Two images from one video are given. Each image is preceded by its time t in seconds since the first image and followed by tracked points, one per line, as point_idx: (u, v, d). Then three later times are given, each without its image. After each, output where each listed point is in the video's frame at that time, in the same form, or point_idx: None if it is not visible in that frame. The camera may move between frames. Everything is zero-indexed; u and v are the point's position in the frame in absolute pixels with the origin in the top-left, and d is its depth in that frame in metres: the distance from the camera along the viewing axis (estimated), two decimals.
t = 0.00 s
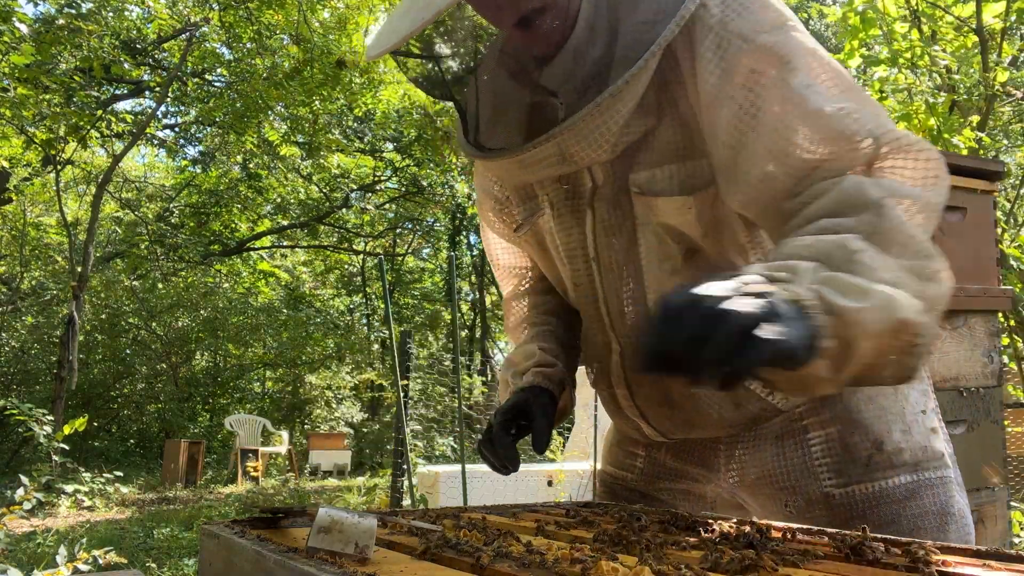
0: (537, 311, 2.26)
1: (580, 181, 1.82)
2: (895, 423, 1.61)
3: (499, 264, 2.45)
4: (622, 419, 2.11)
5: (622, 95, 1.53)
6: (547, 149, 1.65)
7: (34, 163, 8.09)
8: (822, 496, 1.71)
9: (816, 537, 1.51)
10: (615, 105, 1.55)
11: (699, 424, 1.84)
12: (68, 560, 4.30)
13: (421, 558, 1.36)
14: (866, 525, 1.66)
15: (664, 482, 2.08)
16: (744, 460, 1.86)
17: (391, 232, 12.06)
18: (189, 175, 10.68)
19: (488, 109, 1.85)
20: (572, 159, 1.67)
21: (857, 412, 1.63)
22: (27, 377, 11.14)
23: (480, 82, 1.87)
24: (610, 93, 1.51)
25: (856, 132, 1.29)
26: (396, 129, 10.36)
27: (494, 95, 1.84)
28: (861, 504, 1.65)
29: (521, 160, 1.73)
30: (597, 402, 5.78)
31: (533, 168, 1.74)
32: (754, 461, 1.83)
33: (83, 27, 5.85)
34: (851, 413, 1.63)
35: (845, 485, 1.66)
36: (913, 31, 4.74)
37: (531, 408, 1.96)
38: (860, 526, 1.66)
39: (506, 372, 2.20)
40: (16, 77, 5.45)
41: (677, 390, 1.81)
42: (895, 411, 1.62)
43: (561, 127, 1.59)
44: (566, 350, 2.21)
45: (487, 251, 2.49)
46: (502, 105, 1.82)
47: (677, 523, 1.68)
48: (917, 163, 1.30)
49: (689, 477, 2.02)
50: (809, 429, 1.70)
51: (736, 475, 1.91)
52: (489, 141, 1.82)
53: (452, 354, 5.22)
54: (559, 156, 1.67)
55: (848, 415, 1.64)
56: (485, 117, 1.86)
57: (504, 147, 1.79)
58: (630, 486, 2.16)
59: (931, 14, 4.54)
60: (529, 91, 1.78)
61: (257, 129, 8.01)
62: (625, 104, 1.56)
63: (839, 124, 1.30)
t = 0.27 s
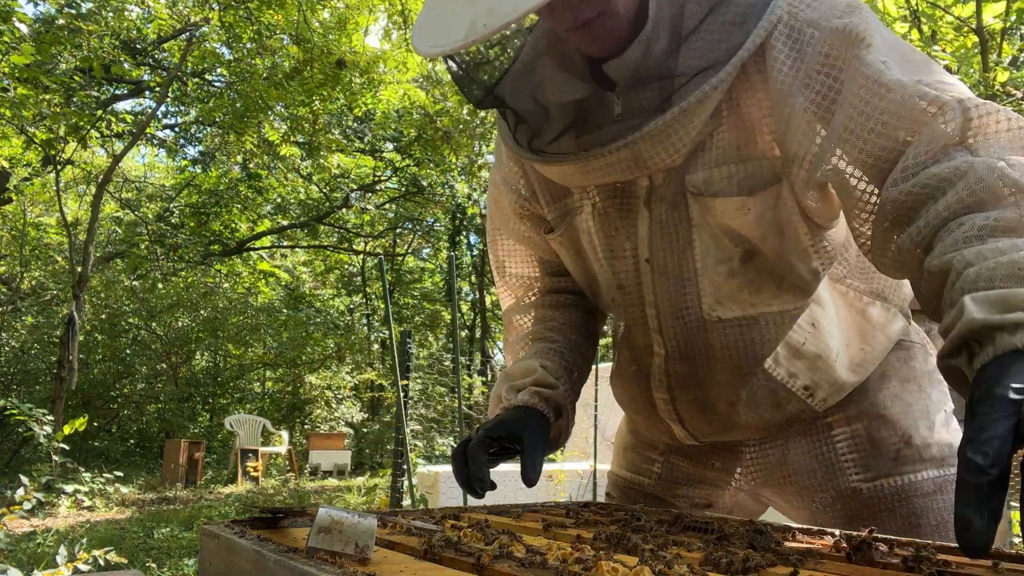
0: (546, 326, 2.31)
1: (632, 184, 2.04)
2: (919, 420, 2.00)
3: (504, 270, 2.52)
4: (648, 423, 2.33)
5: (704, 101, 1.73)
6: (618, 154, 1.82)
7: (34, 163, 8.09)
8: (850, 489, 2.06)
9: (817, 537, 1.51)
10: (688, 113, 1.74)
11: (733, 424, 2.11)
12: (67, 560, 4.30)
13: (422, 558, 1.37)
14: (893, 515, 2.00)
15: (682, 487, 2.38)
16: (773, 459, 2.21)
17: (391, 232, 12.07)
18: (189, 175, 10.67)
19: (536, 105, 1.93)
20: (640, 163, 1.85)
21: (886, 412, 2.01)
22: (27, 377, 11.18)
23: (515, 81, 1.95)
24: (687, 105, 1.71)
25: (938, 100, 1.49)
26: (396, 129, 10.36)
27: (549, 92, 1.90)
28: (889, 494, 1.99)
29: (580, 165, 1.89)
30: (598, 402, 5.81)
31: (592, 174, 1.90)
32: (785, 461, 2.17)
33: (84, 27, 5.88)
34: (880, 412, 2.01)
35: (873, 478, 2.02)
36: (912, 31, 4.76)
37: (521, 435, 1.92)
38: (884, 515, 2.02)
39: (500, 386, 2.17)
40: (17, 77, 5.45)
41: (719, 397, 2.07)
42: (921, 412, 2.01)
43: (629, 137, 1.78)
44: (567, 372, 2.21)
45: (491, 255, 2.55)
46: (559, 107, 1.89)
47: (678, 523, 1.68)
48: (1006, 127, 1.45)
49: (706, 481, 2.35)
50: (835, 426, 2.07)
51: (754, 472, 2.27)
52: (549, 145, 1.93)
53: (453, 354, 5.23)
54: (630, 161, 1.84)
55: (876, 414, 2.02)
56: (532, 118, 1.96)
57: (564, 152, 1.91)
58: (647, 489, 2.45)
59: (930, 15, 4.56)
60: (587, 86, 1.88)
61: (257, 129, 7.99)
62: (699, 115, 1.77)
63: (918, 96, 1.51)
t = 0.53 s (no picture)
0: (554, 326, 2.29)
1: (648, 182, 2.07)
2: (921, 420, 2.07)
3: (507, 257, 2.52)
4: (651, 424, 2.35)
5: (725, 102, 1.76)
6: (637, 149, 1.83)
7: (35, 163, 8.10)
8: (853, 489, 2.10)
9: (815, 537, 1.52)
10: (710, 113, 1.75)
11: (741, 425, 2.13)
12: (67, 560, 4.31)
13: (423, 558, 1.36)
14: (896, 513, 2.05)
15: (684, 487, 2.39)
16: (775, 459, 2.24)
17: (391, 232, 12.07)
18: (189, 175, 10.66)
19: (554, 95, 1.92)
20: (658, 159, 1.86)
21: (889, 412, 2.08)
22: (27, 378, 11.18)
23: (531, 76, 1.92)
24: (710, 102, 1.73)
25: (950, 111, 1.50)
26: (396, 129, 10.35)
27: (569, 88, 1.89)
28: (891, 493, 2.04)
29: (599, 158, 1.89)
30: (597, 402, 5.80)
31: (610, 167, 1.91)
32: (788, 462, 2.21)
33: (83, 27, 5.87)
34: (884, 412, 2.08)
35: (876, 478, 2.07)
36: (912, 31, 4.75)
37: (520, 440, 1.91)
38: (887, 513, 2.06)
39: (505, 385, 2.14)
40: (17, 77, 5.46)
41: (729, 400, 2.08)
42: (922, 413, 2.08)
43: (649, 130, 1.79)
44: (574, 376, 2.20)
45: (495, 249, 2.55)
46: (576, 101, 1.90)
47: (678, 524, 1.68)
48: (1017, 140, 1.46)
49: (709, 482, 2.37)
50: (837, 426, 2.12)
51: (757, 473, 2.32)
52: (565, 135, 1.93)
53: (453, 354, 5.23)
54: (646, 157, 1.85)
55: (880, 414, 2.08)
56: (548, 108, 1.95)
57: (582, 143, 1.92)
58: (648, 490, 2.45)
59: (930, 14, 4.56)
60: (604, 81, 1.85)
61: (256, 129, 7.97)
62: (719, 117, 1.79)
63: (928, 108, 1.53)
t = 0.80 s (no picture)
0: (561, 329, 2.27)
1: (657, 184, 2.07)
2: (921, 420, 2.08)
3: (514, 259, 2.52)
4: (653, 425, 2.34)
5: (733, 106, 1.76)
6: (648, 151, 1.83)
7: (34, 163, 8.09)
8: (854, 489, 2.10)
9: (816, 537, 1.52)
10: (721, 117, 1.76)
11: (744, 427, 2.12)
12: (67, 560, 4.30)
13: (423, 558, 1.36)
14: (896, 513, 2.05)
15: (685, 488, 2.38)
16: (777, 460, 2.24)
17: (391, 232, 12.07)
18: (189, 175, 10.65)
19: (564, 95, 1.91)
20: (668, 162, 1.86)
21: (890, 413, 2.08)
22: (27, 377, 11.18)
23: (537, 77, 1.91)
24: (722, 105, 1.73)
25: (942, 108, 1.51)
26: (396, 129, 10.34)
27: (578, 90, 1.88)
28: (892, 493, 2.04)
29: (609, 161, 1.90)
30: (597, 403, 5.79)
31: (620, 169, 1.91)
32: (790, 463, 2.21)
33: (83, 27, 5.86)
34: (885, 413, 2.09)
35: (876, 477, 2.07)
36: (912, 31, 4.75)
37: (524, 441, 1.93)
38: (888, 513, 2.06)
39: (512, 386, 2.14)
40: (17, 77, 5.46)
41: (735, 402, 2.08)
42: (922, 413, 2.09)
43: (662, 133, 1.79)
44: (582, 379, 2.18)
45: (504, 248, 2.56)
46: (586, 102, 1.90)
47: (677, 524, 1.68)
48: (1011, 136, 1.46)
49: (710, 482, 2.36)
50: (838, 427, 2.12)
51: (758, 474, 2.31)
52: (575, 137, 1.94)
53: (453, 354, 5.22)
54: (657, 160, 1.86)
55: (881, 414, 2.09)
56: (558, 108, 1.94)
57: (592, 145, 1.92)
58: (649, 491, 2.44)
59: (930, 14, 4.55)
60: (614, 84, 1.84)
61: (257, 129, 7.97)
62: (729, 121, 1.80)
63: (916, 107, 1.54)
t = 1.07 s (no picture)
0: (564, 330, 2.26)
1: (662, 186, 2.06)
2: (921, 420, 2.09)
3: (518, 258, 2.53)
4: (653, 425, 2.34)
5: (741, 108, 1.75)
6: (654, 153, 1.84)
7: (34, 163, 8.09)
8: (855, 488, 2.11)
9: (816, 537, 1.52)
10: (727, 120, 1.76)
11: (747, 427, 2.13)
12: (67, 560, 4.30)
13: (424, 558, 1.36)
14: (896, 512, 2.05)
15: (686, 488, 2.39)
16: (778, 459, 2.24)
17: (391, 232, 12.06)
18: (189, 175, 10.63)
19: (568, 93, 1.91)
20: (674, 164, 1.87)
21: (891, 413, 2.10)
22: (27, 378, 11.19)
23: (543, 73, 1.93)
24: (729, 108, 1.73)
25: (937, 110, 1.52)
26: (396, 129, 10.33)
27: (584, 88, 1.88)
28: (893, 493, 2.05)
29: (615, 162, 1.90)
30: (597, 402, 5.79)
31: (625, 169, 1.92)
32: (791, 462, 2.22)
33: (83, 27, 5.85)
34: (885, 412, 2.10)
35: (877, 477, 2.08)
36: (912, 31, 4.74)
37: (526, 438, 1.88)
38: (889, 512, 2.06)
39: (515, 386, 2.13)
40: (17, 77, 5.46)
41: (738, 403, 2.09)
42: (922, 413, 2.11)
43: (669, 134, 1.79)
44: (584, 380, 2.17)
45: (507, 249, 2.56)
46: (591, 101, 1.91)
47: (676, 523, 1.68)
48: (1008, 141, 1.47)
49: (711, 481, 2.36)
50: (839, 426, 2.13)
51: (759, 473, 2.32)
52: (581, 138, 1.94)
53: (453, 355, 5.22)
54: (663, 161, 1.87)
55: (881, 413, 2.10)
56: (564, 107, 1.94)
57: (598, 147, 1.92)
58: (651, 492, 2.44)
59: (930, 15, 4.55)
60: (620, 83, 1.84)
61: (257, 129, 7.96)
62: (736, 123, 1.80)
63: (915, 111, 1.55)
